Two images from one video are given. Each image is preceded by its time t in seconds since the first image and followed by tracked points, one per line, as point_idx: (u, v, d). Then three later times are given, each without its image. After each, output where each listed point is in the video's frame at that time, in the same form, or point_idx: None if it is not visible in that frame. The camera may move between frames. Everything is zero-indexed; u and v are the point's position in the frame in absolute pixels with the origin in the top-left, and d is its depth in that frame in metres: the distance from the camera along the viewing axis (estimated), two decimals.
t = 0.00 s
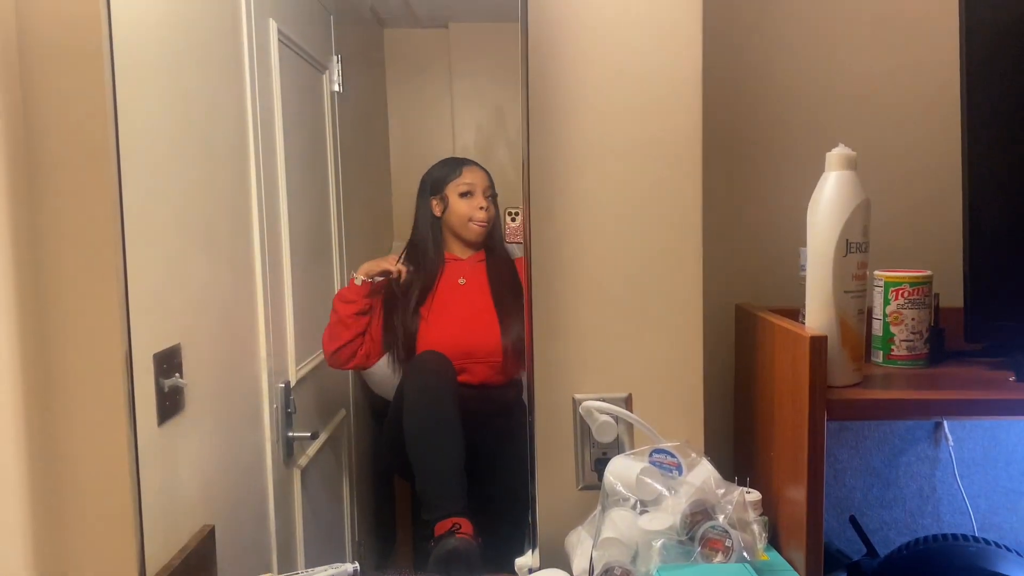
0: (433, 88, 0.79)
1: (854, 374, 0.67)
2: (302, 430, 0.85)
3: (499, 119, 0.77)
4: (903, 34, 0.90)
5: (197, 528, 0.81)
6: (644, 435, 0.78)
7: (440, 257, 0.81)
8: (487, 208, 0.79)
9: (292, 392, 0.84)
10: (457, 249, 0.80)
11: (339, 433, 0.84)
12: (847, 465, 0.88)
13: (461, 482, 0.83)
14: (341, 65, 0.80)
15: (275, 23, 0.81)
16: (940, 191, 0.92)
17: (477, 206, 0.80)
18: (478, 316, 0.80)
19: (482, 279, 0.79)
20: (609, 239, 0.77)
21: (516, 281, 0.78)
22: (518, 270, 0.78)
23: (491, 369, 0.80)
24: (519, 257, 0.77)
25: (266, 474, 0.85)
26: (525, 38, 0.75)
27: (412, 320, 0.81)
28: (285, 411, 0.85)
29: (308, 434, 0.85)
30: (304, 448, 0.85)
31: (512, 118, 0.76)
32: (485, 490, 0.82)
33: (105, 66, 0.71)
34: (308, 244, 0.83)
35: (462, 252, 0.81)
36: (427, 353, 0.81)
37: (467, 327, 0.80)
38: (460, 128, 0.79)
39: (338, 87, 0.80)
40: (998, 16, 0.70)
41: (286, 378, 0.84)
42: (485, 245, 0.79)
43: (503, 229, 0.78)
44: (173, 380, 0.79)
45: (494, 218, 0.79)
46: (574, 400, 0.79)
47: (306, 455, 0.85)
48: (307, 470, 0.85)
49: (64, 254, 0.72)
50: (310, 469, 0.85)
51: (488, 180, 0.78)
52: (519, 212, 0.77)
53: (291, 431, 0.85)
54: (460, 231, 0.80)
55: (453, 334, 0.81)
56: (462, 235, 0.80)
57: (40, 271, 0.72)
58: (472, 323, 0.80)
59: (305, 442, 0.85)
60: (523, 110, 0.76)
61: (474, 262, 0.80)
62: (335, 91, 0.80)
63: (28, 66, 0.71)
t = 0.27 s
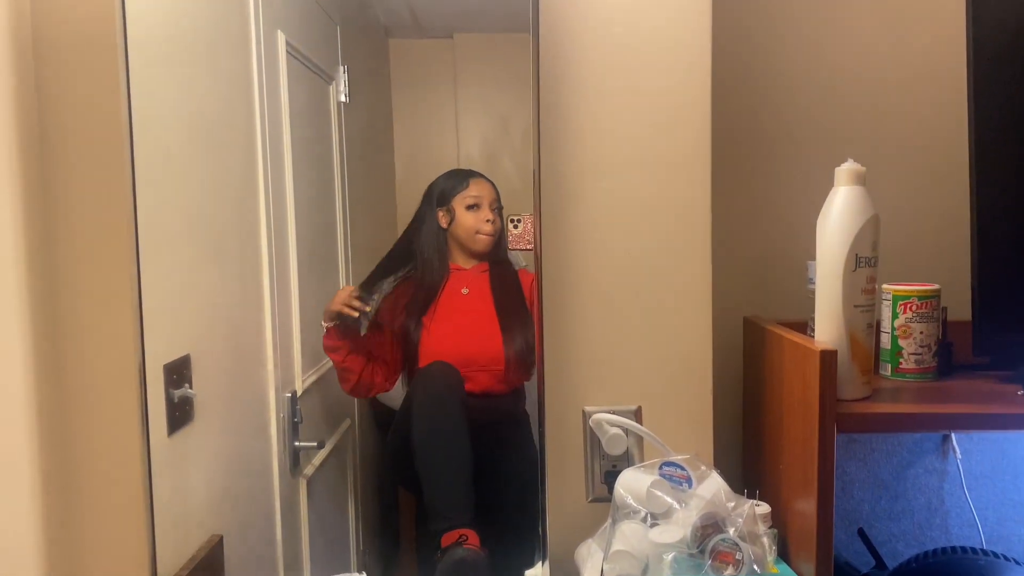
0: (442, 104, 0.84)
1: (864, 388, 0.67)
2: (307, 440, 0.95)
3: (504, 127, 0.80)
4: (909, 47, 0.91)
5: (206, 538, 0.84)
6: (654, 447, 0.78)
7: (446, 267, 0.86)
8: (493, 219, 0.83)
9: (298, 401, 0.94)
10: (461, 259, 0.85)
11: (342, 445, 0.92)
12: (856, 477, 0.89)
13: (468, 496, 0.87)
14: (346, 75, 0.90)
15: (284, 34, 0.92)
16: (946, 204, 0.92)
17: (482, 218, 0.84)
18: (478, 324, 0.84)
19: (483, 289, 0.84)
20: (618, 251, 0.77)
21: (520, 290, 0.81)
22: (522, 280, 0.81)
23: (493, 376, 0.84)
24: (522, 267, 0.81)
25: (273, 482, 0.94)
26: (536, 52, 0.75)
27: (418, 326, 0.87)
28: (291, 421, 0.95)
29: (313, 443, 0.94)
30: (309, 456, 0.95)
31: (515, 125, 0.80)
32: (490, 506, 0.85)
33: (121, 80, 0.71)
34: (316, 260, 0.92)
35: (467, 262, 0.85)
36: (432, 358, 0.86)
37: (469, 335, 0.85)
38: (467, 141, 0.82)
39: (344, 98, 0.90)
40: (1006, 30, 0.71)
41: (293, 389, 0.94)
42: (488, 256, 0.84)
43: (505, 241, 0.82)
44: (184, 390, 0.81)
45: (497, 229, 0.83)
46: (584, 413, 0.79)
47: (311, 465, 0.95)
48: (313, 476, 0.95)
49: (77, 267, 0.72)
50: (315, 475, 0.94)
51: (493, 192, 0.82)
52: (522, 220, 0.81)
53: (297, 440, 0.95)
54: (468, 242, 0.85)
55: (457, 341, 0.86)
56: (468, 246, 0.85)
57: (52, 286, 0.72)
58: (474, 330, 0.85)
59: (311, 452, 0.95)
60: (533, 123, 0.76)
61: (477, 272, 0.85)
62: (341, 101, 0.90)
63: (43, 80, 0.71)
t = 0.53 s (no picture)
0: (446, 104, 0.82)
1: (874, 394, 0.67)
2: (314, 445, 0.95)
3: (512, 133, 0.78)
4: (919, 52, 0.90)
5: (213, 540, 0.83)
6: (662, 453, 0.78)
7: (452, 272, 0.84)
8: (501, 225, 0.81)
9: (306, 406, 0.94)
10: (468, 264, 0.83)
11: (350, 448, 0.91)
12: (865, 484, 0.88)
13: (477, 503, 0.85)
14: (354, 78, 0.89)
15: (293, 39, 0.91)
16: (956, 210, 0.92)
17: (490, 225, 0.82)
18: (485, 331, 0.82)
19: (491, 295, 0.82)
20: (626, 256, 0.77)
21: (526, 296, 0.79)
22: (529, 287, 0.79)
23: (500, 384, 0.82)
24: (530, 273, 0.79)
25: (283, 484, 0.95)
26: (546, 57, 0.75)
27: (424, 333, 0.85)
28: (299, 426, 0.95)
29: (320, 449, 0.95)
30: (317, 462, 0.96)
31: (524, 131, 0.78)
32: (497, 513, 0.83)
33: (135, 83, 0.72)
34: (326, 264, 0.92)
35: (474, 267, 0.83)
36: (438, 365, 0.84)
37: (476, 342, 0.83)
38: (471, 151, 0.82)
39: (352, 101, 0.89)
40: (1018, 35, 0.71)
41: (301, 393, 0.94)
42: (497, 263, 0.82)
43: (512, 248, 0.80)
44: (192, 394, 0.80)
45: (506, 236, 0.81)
46: (592, 418, 0.79)
47: (318, 469, 0.96)
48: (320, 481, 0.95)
49: (89, 270, 0.74)
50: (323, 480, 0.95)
51: (501, 199, 0.80)
52: (530, 226, 0.79)
53: (305, 445, 0.95)
54: (476, 249, 0.83)
55: (464, 348, 0.84)
56: (476, 252, 0.83)
57: (66, 288, 0.73)
58: (480, 338, 0.83)
59: (318, 457, 0.96)
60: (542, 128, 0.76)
61: (485, 278, 0.82)
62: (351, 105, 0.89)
63: (59, 84, 0.72)
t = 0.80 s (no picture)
0: (464, 135, 0.89)
1: (901, 416, 0.66)
2: (331, 455, 0.98)
3: (525, 139, 0.85)
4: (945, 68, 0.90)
5: (230, 552, 0.83)
6: (685, 472, 0.77)
7: (459, 285, 0.89)
8: (505, 237, 0.88)
9: (323, 415, 0.97)
10: (473, 275, 0.89)
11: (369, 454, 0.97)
12: (890, 504, 0.88)
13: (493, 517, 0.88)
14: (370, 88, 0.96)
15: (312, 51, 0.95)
16: (982, 227, 0.91)
17: (493, 236, 0.88)
18: (492, 341, 0.87)
19: (497, 305, 0.88)
20: (650, 273, 0.77)
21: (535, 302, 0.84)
22: (538, 292, 0.84)
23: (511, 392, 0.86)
24: (541, 280, 0.83)
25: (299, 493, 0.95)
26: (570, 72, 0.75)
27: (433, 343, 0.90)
28: (316, 436, 0.97)
29: (337, 458, 0.98)
30: (333, 472, 0.98)
31: (538, 139, 0.84)
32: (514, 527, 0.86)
33: (156, 90, 0.70)
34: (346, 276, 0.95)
35: (479, 277, 0.89)
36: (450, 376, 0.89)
37: (484, 351, 0.88)
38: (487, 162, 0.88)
39: (369, 111, 0.97)
40: None
41: (318, 403, 0.97)
42: (501, 272, 0.88)
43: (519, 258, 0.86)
44: (212, 405, 0.80)
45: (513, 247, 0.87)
46: (615, 436, 0.78)
47: (335, 479, 0.99)
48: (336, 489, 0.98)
49: (107, 281, 0.71)
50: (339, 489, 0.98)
51: (506, 211, 0.87)
52: (542, 233, 0.84)
53: (321, 455, 0.98)
54: (481, 261, 0.89)
55: (471, 356, 0.88)
56: (482, 265, 0.88)
57: (84, 302, 0.71)
58: (489, 346, 0.87)
59: (334, 467, 0.98)
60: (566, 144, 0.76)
61: (490, 289, 0.88)
62: (367, 114, 0.97)
63: (80, 93, 0.71)
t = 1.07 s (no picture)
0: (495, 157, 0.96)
1: (953, 424, 0.65)
2: (362, 460, 0.99)
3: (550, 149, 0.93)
4: (986, 82, 0.91)
5: (266, 554, 0.83)
6: (730, 479, 0.76)
7: (486, 292, 0.97)
8: (529, 244, 0.95)
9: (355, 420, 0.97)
10: (501, 283, 0.96)
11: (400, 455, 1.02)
12: (938, 514, 0.86)
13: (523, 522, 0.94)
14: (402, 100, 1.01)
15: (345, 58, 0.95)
16: None
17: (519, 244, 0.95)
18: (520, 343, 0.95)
19: (525, 311, 0.95)
20: (696, 278, 0.76)
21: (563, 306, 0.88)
22: (563, 296, 0.88)
23: (539, 402, 0.92)
24: (568, 286, 0.87)
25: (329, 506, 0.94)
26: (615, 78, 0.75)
27: (467, 350, 0.97)
28: (348, 440, 0.97)
29: (367, 464, 0.99)
30: (363, 478, 0.99)
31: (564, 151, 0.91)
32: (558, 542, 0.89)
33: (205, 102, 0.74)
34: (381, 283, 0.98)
35: (505, 284, 0.96)
36: (482, 385, 0.96)
37: (515, 357, 0.95)
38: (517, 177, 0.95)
39: (401, 120, 1.01)
40: None
41: (348, 407, 0.97)
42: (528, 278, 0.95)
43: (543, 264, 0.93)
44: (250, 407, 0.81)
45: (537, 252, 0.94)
46: (659, 443, 0.78)
47: (363, 484, 0.99)
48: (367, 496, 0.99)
49: (157, 286, 0.75)
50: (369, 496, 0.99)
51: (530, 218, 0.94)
52: (562, 241, 0.90)
53: (353, 461, 0.98)
54: (506, 268, 0.96)
55: (501, 360, 0.95)
56: (509, 271, 0.96)
57: (134, 305, 0.76)
58: (519, 354, 0.94)
59: (364, 472, 0.99)
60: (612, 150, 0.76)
61: (517, 295, 0.96)
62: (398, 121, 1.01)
63: (131, 109, 0.75)
